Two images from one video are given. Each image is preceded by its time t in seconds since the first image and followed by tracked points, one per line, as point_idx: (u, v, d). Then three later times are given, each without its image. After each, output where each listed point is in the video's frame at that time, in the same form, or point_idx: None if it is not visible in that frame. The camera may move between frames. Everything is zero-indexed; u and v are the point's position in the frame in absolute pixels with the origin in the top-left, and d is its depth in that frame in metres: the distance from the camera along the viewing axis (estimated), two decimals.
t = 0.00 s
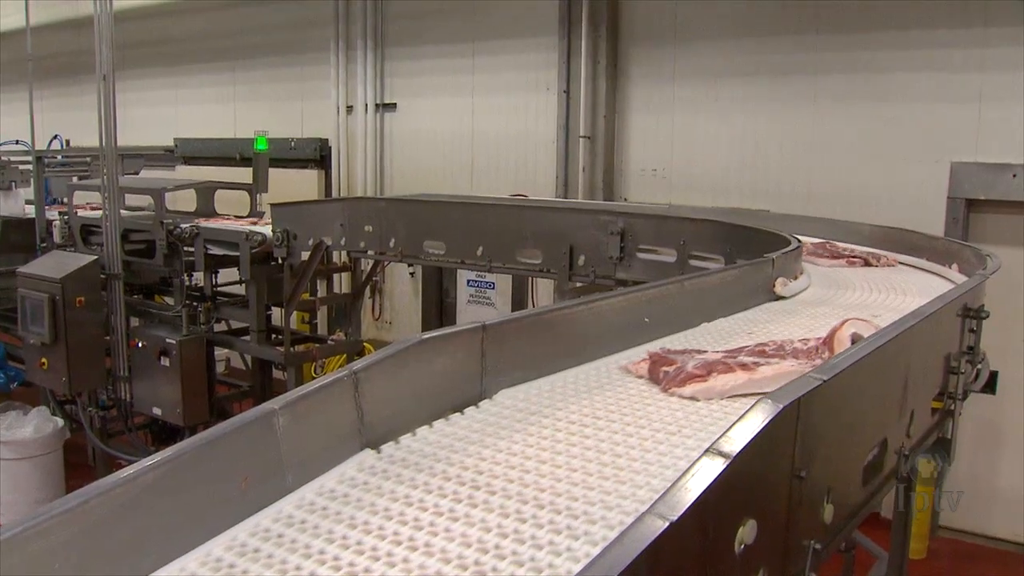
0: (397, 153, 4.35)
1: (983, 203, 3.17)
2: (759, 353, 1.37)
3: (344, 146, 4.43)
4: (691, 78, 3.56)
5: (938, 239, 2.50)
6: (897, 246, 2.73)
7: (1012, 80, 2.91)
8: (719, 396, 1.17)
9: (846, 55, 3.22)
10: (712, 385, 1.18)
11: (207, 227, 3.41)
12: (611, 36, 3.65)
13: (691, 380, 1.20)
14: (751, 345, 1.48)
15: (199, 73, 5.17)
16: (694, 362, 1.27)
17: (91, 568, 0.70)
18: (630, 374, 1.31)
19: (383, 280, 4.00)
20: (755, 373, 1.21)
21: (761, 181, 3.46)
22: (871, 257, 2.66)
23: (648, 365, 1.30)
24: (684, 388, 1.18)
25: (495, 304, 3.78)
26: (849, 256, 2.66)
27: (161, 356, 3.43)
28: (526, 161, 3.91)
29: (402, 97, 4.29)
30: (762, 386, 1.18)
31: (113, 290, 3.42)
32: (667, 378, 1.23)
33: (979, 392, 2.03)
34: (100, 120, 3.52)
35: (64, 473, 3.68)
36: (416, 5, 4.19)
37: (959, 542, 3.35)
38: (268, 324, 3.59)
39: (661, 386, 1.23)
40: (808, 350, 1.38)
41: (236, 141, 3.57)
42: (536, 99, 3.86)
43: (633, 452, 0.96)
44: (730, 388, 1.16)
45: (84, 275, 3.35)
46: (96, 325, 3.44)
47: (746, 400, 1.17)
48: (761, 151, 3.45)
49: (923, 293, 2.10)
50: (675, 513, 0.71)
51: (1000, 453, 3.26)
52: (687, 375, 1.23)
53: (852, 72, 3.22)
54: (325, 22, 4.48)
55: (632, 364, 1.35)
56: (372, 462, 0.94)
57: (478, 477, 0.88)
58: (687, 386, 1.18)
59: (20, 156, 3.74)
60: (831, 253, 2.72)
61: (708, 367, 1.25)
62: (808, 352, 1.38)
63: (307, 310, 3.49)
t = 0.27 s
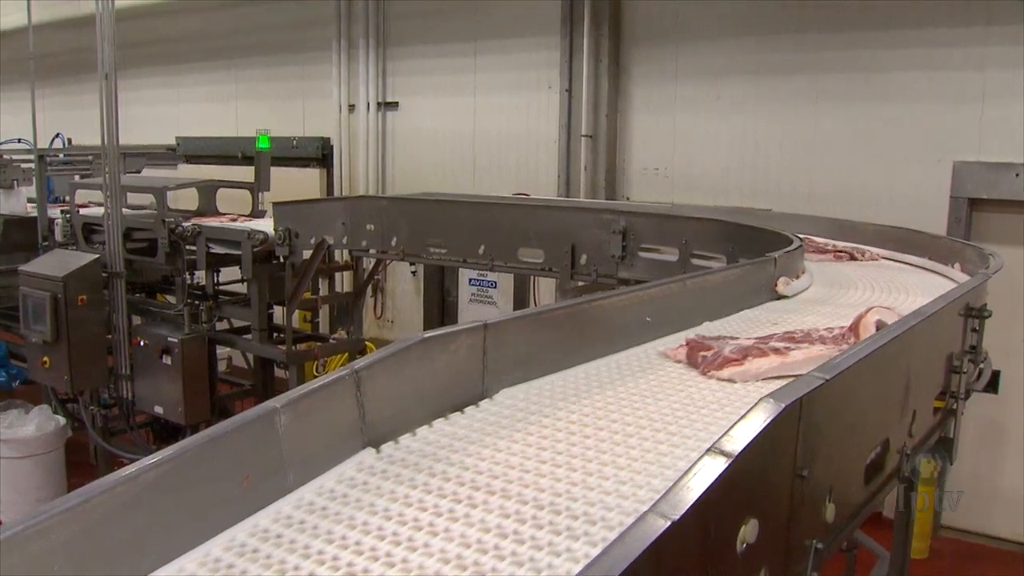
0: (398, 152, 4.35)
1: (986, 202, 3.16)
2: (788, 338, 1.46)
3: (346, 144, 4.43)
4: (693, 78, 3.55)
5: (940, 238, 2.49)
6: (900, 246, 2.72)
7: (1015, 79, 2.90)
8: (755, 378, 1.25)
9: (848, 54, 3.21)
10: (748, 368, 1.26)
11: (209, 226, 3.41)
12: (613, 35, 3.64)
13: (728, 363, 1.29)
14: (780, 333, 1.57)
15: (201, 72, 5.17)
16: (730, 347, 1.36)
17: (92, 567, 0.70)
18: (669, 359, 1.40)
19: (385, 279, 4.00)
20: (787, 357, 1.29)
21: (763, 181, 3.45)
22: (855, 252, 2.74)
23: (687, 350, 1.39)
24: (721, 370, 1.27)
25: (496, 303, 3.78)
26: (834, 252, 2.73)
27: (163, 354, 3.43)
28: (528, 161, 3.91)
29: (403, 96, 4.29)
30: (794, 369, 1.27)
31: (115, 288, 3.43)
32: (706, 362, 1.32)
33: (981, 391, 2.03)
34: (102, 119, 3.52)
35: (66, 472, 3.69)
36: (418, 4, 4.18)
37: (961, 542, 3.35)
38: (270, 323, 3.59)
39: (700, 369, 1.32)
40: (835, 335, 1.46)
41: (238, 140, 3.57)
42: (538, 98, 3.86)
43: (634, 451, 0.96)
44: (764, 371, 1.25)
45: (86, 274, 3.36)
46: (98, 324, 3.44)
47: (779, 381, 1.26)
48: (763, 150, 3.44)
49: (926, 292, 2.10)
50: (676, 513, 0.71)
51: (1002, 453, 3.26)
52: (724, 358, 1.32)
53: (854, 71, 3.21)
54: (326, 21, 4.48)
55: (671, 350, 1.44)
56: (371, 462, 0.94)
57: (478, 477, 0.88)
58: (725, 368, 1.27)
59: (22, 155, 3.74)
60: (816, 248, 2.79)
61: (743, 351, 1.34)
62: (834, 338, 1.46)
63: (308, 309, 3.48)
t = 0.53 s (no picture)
0: (400, 150, 4.34)
1: (988, 202, 3.16)
2: (814, 327, 1.55)
3: (348, 142, 4.43)
4: (695, 77, 3.55)
5: (943, 238, 2.49)
6: (902, 245, 2.72)
7: (1018, 78, 2.89)
8: (786, 363, 1.35)
9: (851, 53, 3.21)
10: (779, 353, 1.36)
11: (211, 223, 3.40)
12: (616, 34, 3.64)
13: (760, 349, 1.38)
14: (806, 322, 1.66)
15: (203, 69, 5.17)
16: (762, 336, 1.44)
17: (93, 567, 0.70)
18: (704, 345, 1.49)
19: (387, 277, 4.00)
20: (816, 343, 1.39)
21: (765, 180, 3.45)
22: (838, 247, 2.83)
23: (720, 337, 1.47)
24: (755, 355, 1.37)
25: (498, 301, 3.78)
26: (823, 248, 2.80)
27: (165, 352, 3.43)
28: (530, 160, 3.90)
29: (405, 94, 4.29)
30: (822, 354, 1.36)
31: (117, 286, 3.43)
32: (740, 348, 1.41)
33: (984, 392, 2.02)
34: (105, 116, 3.52)
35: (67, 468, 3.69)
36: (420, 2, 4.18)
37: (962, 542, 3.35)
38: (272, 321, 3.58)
39: (733, 354, 1.41)
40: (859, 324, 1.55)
41: (240, 138, 3.56)
42: (540, 97, 3.86)
43: (635, 451, 0.96)
44: (795, 356, 1.34)
45: (88, 271, 3.36)
46: (100, 321, 3.44)
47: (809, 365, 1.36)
48: (765, 150, 3.44)
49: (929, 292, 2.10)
50: (678, 513, 0.71)
51: (1004, 453, 3.25)
52: (757, 344, 1.41)
53: (856, 71, 3.21)
54: (328, 19, 4.47)
55: (705, 337, 1.53)
56: (371, 461, 0.93)
57: (478, 477, 0.88)
58: (758, 353, 1.37)
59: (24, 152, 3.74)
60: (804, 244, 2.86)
61: (774, 338, 1.43)
62: (858, 326, 1.55)
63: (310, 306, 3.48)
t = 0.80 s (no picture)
0: (402, 150, 4.34)
1: (990, 203, 3.15)
2: (837, 317, 1.62)
3: (349, 143, 4.43)
4: (697, 77, 3.54)
5: (944, 239, 2.49)
6: (904, 246, 2.72)
7: (1020, 79, 2.89)
8: (813, 351, 1.43)
9: (852, 54, 3.20)
10: (807, 342, 1.44)
11: (213, 223, 3.40)
12: (618, 35, 3.64)
13: (789, 338, 1.46)
14: (828, 315, 1.73)
15: (205, 70, 5.17)
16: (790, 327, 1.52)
17: (94, 567, 0.70)
18: (733, 335, 1.58)
19: (388, 277, 3.99)
20: (842, 332, 1.47)
21: (767, 180, 3.44)
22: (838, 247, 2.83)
23: (750, 327, 1.56)
24: (784, 344, 1.45)
25: (499, 302, 3.77)
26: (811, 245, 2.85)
27: (166, 351, 3.43)
28: (531, 160, 3.90)
29: (407, 94, 4.29)
30: (848, 344, 1.45)
31: (118, 286, 3.43)
32: (770, 337, 1.49)
33: (986, 392, 2.01)
34: (106, 116, 3.53)
35: (69, 469, 3.69)
36: (421, 2, 4.18)
37: (964, 542, 3.34)
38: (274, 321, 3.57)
39: (764, 343, 1.50)
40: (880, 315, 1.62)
41: (241, 138, 3.56)
42: (541, 97, 3.85)
43: (636, 453, 0.96)
44: (823, 344, 1.43)
45: (90, 271, 3.36)
46: (102, 321, 3.45)
47: (836, 354, 1.44)
48: (767, 150, 3.43)
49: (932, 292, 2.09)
50: (681, 514, 0.71)
51: (1006, 453, 3.25)
52: (785, 334, 1.49)
53: (858, 71, 3.20)
54: (330, 19, 4.47)
55: (733, 329, 1.62)
56: (371, 463, 0.93)
57: (478, 479, 0.88)
58: (787, 342, 1.45)
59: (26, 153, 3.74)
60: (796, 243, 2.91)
61: (802, 328, 1.52)
62: (879, 317, 1.62)
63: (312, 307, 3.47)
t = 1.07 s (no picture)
0: (403, 150, 4.34)
1: (991, 202, 3.15)
2: (858, 308, 1.70)
3: (351, 142, 4.43)
4: (698, 76, 3.54)
5: (946, 238, 2.49)
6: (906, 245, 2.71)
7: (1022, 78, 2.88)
8: (836, 339, 1.51)
9: (854, 53, 3.20)
10: (830, 330, 1.52)
11: (214, 223, 3.40)
12: (619, 34, 3.64)
13: (814, 327, 1.54)
14: (849, 306, 1.80)
15: (206, 69, 5.17)
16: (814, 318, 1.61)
17: (96, 567, 0.69)
18: (760, 326, 1.66)
19: (390, 277, 3.99)
20: (863, 322, 1.55)
21: (768, 180, 3.44)
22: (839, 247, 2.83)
23: (777, 317, 1.64)
24: (809, 332, 1.54)
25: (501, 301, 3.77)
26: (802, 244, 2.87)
27: (168, 352, 3.43)
28: (532, 159, 3.90)
29: (408, 94, 4.28)
30: (870, 332, 1.53)
31: (120, 286, 3.43)
32: (796, 326, 1.58)
33: (988, 391, 2.01)
34: (107, 116, 3.53)
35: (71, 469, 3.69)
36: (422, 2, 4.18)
37: (966, 541, 3.34)
38: (275, 321, 3.57)
39: (790, 332, 1.58)
40: (898, 305, 1.70)
41: (242, 138, 3.56)
42: (543, 96, 3.85)
43: (637, 454, 0.95)
44: (847, 332, 1.51)
45: (92, 272, 3.37)
46: (103, 321, 3.45)
47: (858, 341, 1.52)
48: (769, 149, 3.43)
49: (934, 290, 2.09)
50: (683, 513, 0.71)
51: (1008, 452, 3.25)
52: (810, 323, 1.58)
53: (859, 70, 3.20)
54: (331, 19, 4.47)
55: (760, 320, 1.70)
56: (370, 463, 0.93)
57: (476, 481, 0.87)
58: (813, 330, 1.54)
59: (27, 153, 3.75)
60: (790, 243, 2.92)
61: (825, 317, 1.60)
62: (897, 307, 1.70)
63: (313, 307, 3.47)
